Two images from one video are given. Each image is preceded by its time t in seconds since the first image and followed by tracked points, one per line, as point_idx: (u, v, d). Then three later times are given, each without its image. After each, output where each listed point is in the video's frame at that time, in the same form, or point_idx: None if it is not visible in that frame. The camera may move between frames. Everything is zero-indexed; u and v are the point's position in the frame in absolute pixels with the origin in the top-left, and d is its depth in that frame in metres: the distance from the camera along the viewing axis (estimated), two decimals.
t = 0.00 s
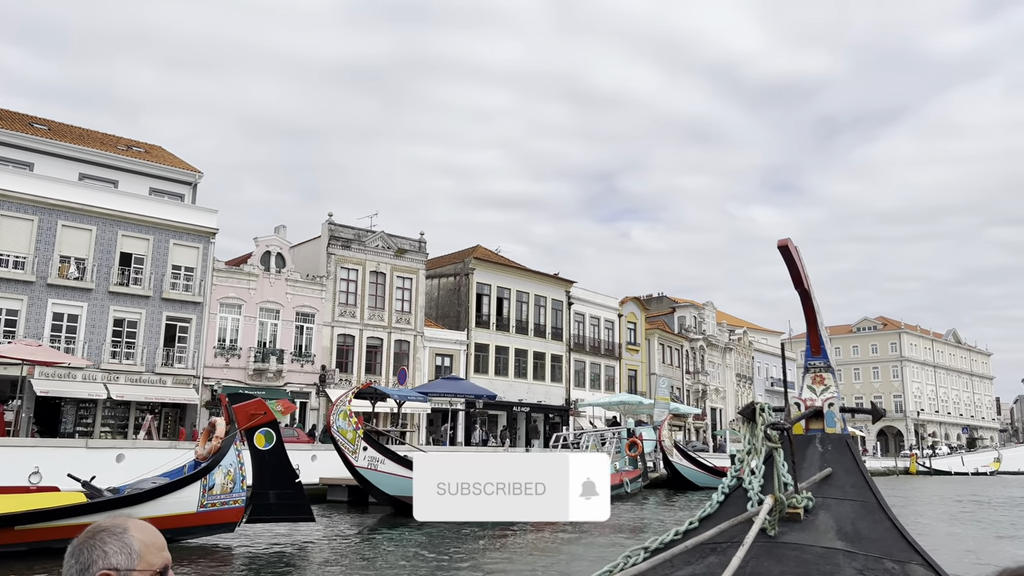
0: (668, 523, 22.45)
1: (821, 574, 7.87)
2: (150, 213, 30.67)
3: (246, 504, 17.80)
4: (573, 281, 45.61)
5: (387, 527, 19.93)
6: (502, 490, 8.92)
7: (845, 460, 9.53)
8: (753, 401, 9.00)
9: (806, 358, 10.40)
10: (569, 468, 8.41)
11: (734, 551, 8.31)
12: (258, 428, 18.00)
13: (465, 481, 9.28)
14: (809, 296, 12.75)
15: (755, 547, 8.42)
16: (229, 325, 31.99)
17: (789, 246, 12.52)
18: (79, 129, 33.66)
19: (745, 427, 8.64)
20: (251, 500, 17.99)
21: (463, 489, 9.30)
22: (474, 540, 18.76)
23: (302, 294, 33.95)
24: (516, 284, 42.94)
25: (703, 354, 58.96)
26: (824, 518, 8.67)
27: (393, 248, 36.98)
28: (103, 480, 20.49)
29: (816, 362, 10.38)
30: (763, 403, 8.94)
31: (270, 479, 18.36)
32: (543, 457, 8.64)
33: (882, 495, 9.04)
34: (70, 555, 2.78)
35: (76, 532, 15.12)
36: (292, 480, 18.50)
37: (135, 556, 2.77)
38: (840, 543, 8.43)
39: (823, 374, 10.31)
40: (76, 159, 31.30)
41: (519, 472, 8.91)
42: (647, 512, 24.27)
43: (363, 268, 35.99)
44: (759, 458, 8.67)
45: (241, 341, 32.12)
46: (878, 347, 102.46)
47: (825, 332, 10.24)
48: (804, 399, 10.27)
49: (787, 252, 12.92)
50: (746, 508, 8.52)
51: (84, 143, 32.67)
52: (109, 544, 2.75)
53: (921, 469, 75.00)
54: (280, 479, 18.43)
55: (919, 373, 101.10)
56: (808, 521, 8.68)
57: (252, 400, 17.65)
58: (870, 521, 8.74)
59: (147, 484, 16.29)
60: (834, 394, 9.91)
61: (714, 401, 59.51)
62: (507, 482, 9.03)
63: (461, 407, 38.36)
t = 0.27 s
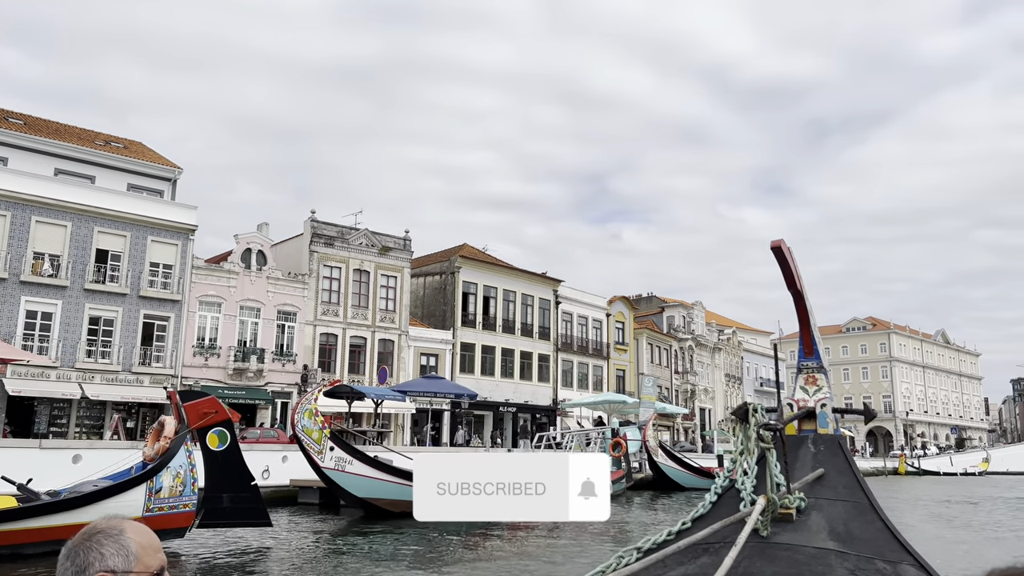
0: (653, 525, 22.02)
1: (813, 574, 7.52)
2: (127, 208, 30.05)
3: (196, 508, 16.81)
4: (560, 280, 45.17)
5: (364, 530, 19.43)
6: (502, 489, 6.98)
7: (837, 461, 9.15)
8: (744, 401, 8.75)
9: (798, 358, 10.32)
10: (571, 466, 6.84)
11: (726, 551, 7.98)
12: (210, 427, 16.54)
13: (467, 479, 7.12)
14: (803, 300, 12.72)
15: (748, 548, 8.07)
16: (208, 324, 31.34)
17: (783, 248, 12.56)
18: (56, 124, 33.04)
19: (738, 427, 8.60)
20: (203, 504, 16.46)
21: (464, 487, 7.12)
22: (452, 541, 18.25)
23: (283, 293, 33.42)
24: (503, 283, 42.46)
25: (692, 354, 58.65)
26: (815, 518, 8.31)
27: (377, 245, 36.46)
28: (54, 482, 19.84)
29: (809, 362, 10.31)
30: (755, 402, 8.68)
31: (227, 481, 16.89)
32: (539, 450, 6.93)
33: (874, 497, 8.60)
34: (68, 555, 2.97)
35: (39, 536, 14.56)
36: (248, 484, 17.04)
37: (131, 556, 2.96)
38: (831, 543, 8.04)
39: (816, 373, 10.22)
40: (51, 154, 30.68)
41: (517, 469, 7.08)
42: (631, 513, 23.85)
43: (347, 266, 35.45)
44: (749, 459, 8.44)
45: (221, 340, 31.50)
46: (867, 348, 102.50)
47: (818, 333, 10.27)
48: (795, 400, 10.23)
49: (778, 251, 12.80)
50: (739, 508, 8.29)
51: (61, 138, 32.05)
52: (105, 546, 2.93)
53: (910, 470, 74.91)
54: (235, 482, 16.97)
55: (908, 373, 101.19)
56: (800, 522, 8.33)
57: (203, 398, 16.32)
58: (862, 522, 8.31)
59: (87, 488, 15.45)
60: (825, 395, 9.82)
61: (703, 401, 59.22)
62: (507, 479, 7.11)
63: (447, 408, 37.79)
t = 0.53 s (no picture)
0: (638, 527, 21.54)
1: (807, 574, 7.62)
2: (103, 204, 29.42)
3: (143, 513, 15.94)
4: (547, 279, 44.69)
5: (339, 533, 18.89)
6: (503, 489, 6.25)
7: (830, 461, 9.25)
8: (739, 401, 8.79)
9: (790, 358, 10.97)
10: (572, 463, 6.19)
11: (720, 552, 7.97)
12: (158, 427, 15.85)
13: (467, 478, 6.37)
14: (797, 303, 13.17)
15: (740, 548, 8.09)
16: (186, 322, 30.78)
17: (776, 247, 13.24)
18: (31, 118, 32.37)
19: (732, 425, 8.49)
20: (149, 509, 15.58)
21: (464, 488, 6.36)
22: (431, 544, 17.77)
23: (263, 291, 32.87)
24: (489, 282, 41.95)
25: (680, 354, 58.31)
26: (809, 518, 8.40)
27: (360, 243, 35.91)
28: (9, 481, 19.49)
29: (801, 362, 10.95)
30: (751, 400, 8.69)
31: (174, 484, 15.96)
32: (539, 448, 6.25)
33: (868, 497, 8.70)
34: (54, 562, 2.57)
35: None
36: (199, 487, 16.25)
37: (131, 561, 2.58)
38: (825, 543, 8.12)
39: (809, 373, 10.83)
40: (26, 148, 30.03)
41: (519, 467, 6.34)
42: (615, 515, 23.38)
43: (329, 264, 34.91)
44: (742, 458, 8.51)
45: (199, 339, 30.92)
46: (856, 348, 102.49)
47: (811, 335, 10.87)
48: (789, 400, 10.78)
49: (770, 251, 13.57)
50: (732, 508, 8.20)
51: (36, 132, 31.40)
52: (100, 547, 2.54)
53: (899, 470, 74.77)
54: (186, 484, 16.14)
55: (897, 374, 101.24)
56: (794, 522, 8.39)
57: (149, 396, 15.61)
58: (856, 522, 8.39)
59: (22, 491, 14.98)
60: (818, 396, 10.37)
61: (692, 402, 58.92)
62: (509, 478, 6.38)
63: (431, 408, 37.28)
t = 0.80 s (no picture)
0: (621, 530, 21.14)
1: None
2: (79, 199, 28.79)
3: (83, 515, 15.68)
4: (536, 278, 44.22)
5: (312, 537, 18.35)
6: (501, 489, 9.86)
7: (824, 461, 8.89)
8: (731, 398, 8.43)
9: (785, 359, 11.72)
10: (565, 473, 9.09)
11: (714, 552, 7.69)
12: (100, 427, 15.02)
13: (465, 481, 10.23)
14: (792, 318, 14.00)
15: (734, 549, 7.85)
16: (165, 320, 30.22)
17: (771, 248, 14.02)
18: (8, 111, 31.72)
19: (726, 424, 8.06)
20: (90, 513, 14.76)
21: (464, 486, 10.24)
22: (408, 548, 17.27)
23: (245, 289, 32.30)
24: (476, 281, 41.46)
25: (670, 354, 58.01)
26: (803, 518, 8.09)
27: (344, 240, 35.36)
28: None
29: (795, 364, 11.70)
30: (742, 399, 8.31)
31: (119, 484, 15.07)
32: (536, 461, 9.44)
33: (863, 496, 8.38)
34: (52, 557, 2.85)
35: None
36: (146, 490, 15.33)
37: (123, 556, 2.88)
38: (819, 543, 7.84)
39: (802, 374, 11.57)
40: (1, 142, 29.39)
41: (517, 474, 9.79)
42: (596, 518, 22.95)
43: (312, 261, 34.36)
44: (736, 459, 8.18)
45: (178, 338, 30.33)
46: (847, 348, 102.48)
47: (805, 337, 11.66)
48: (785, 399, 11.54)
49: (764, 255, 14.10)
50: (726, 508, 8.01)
51: (13, 126, 30.76)
52: (92, 547, 2.84)
53: (889, 471, 74.68)
54: (133, 485, 15.22)
55: (887, 374, 101.31)
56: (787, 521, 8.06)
57: (90, 393, 14.76)
58: (850, 522, 8.08)
59: None
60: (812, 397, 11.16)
61: (681, 402, 58.64)
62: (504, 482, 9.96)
63: (417, 408, 36.76)
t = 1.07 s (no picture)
0: (607, 533, 20.74)
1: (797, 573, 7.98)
2: (58, 194, 28.21)
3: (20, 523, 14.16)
4: (525, 276, 43.71)
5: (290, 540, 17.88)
6: (501, 489, 8.57)
7: (820, 461, 9.57)
8: (730, 404, 9.16)
9: (781, 359, 10.44)
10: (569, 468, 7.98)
11: (712, 553, 8.37)
12: (39, 424, 13.89)
13: (465, 481, 8.79)
14: (789, 299, 12.77)
15: (732, 548, 8.50)
16: (145, 318, 29.62)
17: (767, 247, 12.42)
18: None
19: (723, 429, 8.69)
20: (22, 517, 13.43)
21: (461, 488, 8.81)
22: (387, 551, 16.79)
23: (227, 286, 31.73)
24: (464, 279, 40.93)
25: (661, 354, 57.62)
26: (800, 519, 8.74)
27: (330, 238, 34.84)
28: None
29: (791, 363, 10.45)
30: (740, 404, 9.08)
31: (55, 489, 13.79)
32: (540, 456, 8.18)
33: (857, 497, 9.05)
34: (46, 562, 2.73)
35: None
36: (88, 493, 14.05)
37: (119, 560, 2.75)
38: (815, 542, 8.47)
39: (799, 375, 10.36)
40: None
41: (519, 472, 8.44)
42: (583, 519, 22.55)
43: (297, 259, 33.81)
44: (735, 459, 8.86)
45: (159, 336, 29.76)
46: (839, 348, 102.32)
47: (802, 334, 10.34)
48: (779, 401, 10.37)
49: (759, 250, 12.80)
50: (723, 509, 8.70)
51: None
52: (90, 551, 2.71)
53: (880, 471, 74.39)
54: (72, 489, 13.89)
55: (879, 374, 101.20)
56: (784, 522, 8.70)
57: (26, 387, 13.73)
58: (846, 522, 8.74)
59: None
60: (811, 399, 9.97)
61: (672, 402, 58.25)
62: (506, 481, 8.69)
63: (403, 408, 36.24)
